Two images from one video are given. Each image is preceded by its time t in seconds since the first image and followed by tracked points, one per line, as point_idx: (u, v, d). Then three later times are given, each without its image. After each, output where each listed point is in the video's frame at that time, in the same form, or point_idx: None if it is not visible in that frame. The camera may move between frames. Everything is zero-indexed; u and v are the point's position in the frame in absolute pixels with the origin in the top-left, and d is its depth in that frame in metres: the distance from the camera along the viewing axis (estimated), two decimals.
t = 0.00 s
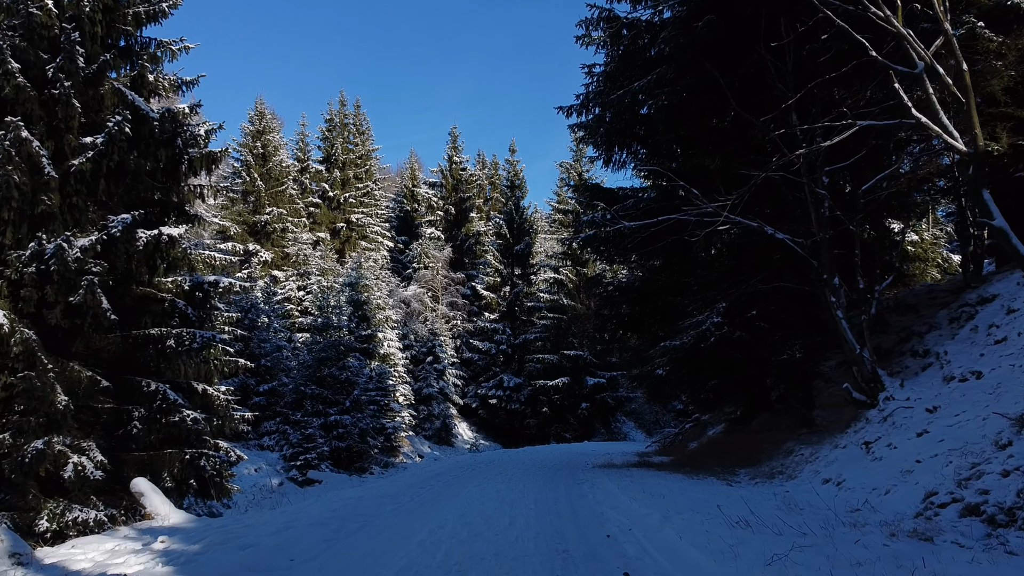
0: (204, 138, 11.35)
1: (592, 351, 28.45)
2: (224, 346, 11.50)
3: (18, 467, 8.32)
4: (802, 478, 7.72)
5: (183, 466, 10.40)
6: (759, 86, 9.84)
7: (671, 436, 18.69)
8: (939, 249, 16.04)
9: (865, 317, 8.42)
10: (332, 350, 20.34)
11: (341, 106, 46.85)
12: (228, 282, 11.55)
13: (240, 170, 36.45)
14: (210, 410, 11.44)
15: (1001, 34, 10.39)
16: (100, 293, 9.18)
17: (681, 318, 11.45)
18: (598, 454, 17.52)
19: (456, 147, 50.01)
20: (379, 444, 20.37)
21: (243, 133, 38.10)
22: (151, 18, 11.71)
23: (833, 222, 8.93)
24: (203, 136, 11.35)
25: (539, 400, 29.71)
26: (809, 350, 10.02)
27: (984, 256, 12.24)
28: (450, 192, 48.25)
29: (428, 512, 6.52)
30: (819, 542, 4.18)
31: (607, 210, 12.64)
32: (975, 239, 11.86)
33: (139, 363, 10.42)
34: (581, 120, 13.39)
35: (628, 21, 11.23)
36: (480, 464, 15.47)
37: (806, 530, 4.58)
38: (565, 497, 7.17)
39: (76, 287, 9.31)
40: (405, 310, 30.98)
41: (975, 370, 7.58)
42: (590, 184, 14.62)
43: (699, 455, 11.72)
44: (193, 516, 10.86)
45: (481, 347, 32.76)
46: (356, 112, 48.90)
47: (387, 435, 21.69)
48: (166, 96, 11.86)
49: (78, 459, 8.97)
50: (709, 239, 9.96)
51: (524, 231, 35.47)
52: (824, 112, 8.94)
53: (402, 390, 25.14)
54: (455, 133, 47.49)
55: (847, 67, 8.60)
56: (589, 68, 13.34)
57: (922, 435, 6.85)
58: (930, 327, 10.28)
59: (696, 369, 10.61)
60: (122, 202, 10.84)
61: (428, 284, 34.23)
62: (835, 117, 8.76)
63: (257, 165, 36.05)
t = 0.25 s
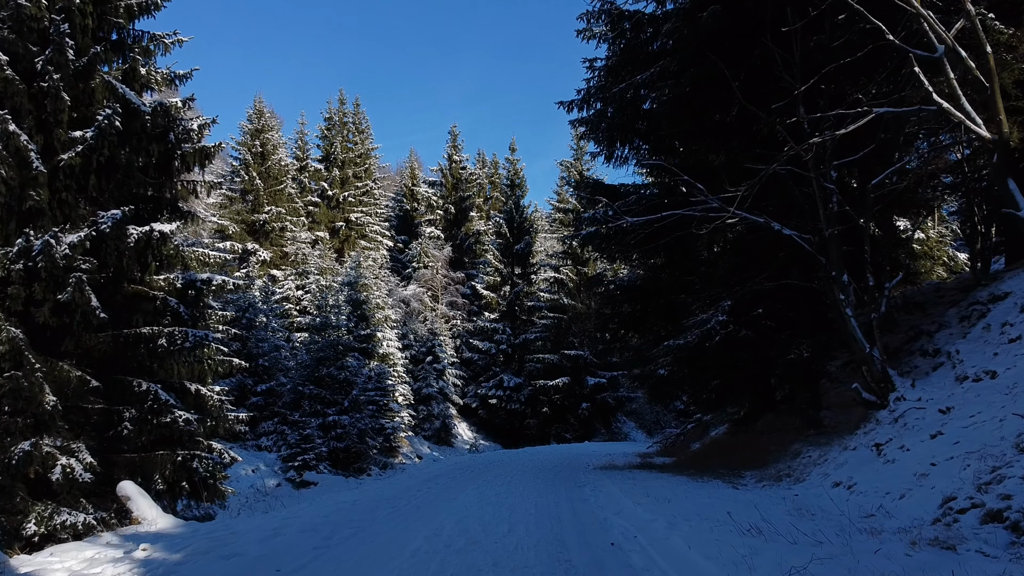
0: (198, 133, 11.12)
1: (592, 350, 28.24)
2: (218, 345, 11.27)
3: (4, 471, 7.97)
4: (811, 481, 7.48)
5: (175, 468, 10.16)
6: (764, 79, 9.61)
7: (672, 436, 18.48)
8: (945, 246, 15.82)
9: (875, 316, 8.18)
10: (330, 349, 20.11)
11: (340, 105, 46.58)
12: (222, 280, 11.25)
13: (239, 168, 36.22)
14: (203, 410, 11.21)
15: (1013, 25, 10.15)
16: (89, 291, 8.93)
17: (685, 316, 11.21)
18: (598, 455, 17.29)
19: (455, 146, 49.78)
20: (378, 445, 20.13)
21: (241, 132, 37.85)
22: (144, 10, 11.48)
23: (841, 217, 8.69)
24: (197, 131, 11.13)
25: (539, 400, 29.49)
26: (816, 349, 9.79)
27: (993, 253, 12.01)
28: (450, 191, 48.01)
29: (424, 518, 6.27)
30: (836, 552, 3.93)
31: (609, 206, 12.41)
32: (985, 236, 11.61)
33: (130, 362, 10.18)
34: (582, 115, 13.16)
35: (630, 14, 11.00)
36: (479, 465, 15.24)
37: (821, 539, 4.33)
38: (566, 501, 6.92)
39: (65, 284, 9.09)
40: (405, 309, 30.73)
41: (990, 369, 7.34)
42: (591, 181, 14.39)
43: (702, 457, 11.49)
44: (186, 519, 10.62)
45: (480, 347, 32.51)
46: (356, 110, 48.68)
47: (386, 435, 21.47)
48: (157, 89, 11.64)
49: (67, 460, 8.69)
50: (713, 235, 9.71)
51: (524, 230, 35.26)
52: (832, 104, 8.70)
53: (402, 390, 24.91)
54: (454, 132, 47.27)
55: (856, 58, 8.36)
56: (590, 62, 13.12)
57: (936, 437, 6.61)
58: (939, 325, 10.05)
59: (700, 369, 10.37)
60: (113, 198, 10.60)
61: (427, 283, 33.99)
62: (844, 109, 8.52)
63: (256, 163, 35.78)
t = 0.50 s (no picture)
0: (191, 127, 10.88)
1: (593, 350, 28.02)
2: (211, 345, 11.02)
3: None
4: (820, 485, 7.24)
5: (166, 470, 9.92)
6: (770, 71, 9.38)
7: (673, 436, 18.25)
8: (952, 243, 15.58)
9: (885, 313, 7.94)
10: (328, 349, 19.87)
11: (340, 104, 46.31)
12: (214, 278, 10.86)
13: (237, 167, 35.95)
14: (196, 411, 10.97)
15: None
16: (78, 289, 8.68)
17: (688, 315, 10.97)
18: (599, 456, 17.07)
19: (455, 145, 49.54)
20: (377, 445, 19.88)
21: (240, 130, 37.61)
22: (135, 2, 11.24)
23: (850, 213, 8.45)
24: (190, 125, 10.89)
25: (539, 400, 29.26)
26: (823, 349, 9.54)
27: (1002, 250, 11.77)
28: (449, 190, 47.76)
29: (418, 524, 6.02)
30: (853, 563, 3.69)
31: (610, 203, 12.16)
32: (995, 233, 11.36)
33: (120, 362, 9.93)
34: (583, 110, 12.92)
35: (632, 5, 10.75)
36: (478, 466, 15.01)
37: (837, 548, 4.09)
38: (567, 506, 6.66)
39: (52, 282, 8.86)
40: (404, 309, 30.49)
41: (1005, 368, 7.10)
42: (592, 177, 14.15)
43: (706, 458, 11.25)
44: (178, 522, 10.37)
45: (480, 347, 32.26)
46: (355, 109, 48.43)
47: (385, 436, 21.24)
48: (149, 83, 11.42)
49: (55, 463, 8.36)
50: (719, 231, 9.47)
51: (524, 229, 35.02)
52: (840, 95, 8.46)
53: (401, 390, 24.67)
54: (454, 130, 47.03)
55: (866, 47, 8.11)
56: (591, 57, 12.88)
57: (951, 438, 6.37)
58: (949, 324, 9.81)
59: (704, 369, 10.13)
60: (104, 193, 10.36)
61: (427, 283, 33.73)
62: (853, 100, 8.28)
63: (254, 162, 35.51)
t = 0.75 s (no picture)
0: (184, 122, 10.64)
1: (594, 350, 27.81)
2: (204, 344, 10.81)
3: None
4: (830, 488, 7.02)
5: (158, 472, 9.69)
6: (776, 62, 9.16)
7: (675, 437, 18.03)
8: (957, 241, 15.37)
9: (895, 311, 7.72)
10: (327, 348, 19.64)
11: (339, 103, 46.06)
12: (207, 275, 10.64)
13: (236, 166, 35.62)
14: (189, 412, 10.74)
15: None
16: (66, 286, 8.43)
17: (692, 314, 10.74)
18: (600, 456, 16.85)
19: (455, 144, 49.33)
20: (376, 446, 19.63)
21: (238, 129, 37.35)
22: None
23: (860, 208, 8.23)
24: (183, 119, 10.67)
25: (540, 400, 29.04)
26: (831, 347, 9.32)
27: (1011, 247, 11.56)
28: (449, 189, 47.48)
29: (414, 530, 5.79)
30: None
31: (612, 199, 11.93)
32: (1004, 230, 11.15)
33: (111, 361, 9.69)
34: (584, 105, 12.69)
35: None
36: (477, 468, 14.79)
37: (856, 558, 3.86)
38: (568, 511, 6.42)
39: (40, 279, 8.63)
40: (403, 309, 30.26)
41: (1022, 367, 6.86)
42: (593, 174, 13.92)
43: (710, 459, 11.03)
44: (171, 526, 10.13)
45: (480, 347, 32.01)
46: (354, 108, 48.21)
47: (385, 436, 21.02)
48: (141, 76, 11.20)
49: (41, 465, 8.10)
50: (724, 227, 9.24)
51: (524, 228, 34.80)
52: (851, 85, 8.23)
53: (400, 390, 24.44)
54: (454, 129, 46.80)
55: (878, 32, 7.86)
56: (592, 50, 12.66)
57: (966, 440, 6.13)
58: (959, 322, 9.59)
59: (709, 369, 9.90)
60: (95, 189, 10.12)
61: (426, 283, 33.48)
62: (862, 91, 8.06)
63: (253, 161, 35.26)
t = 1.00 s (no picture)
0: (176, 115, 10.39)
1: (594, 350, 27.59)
2: (197, 343, 10.57)
3: None
4: (840, 491, 6.79)
5: (148, 474, 9.45)
6: (783, 54, 8.91)
7: (676, 438, 17.80)
8: (964, 239, 15.13)
9: (906, 308, 7.49)
10: (325, 348, 19.38)
11: (338, 101, 45.81)
12: (199, 272, 10.43)
13: (234, 164, 35.33)
14: (181, 412, 10.49)
15: None
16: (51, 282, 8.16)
17: (696, 311, 10.50)
18: (601, 458, 16.60)
19: (454, 143, 49.07)
20: (374, 446, 19.36)
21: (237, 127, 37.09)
22: None
23: (870, 201, 7.98)
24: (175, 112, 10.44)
25: (540, 400, 28.81)
26: (839, 346, 9.07)
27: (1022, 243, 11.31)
28: (449, 189, 47.09)
29: (408, 536, 5.56)
30: None
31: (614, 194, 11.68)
32: (1014, 227, 10.91)
33: (101, 359, 9.44)
34: (585, 99, 12.44)
35: None
36: (477, 469, 14.56)
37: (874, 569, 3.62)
38: (569, 516, 6.19)
39: (27, 276, 8.38)
40: (403, 308, 30.00)
41: None
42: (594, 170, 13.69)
43: (714, 460, 10.80)
44: (162, 529, 9.88)
45: (479, 346, 31.75)
46: (353, 107, 47.96)
47: (383, 437, 20.79)
48: (133, 69, 10.97)
49: (28, 466, 7.77)
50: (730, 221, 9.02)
51: (524, 227, 34.54)
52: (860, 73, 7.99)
53: (399, 390, 24.20)
54: (453, 128, 46.58)
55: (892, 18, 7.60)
56: (593, 43, 12.42)
57: (983, 442, 5.88)
58: (971, 319, 9.34)
59: (713, 368, 9.66)
60: (85, 184, 9.86)
61: (426, 282, 33.24)
62: (873, 82, 7.82)
63: (252, 160, 35.00)
